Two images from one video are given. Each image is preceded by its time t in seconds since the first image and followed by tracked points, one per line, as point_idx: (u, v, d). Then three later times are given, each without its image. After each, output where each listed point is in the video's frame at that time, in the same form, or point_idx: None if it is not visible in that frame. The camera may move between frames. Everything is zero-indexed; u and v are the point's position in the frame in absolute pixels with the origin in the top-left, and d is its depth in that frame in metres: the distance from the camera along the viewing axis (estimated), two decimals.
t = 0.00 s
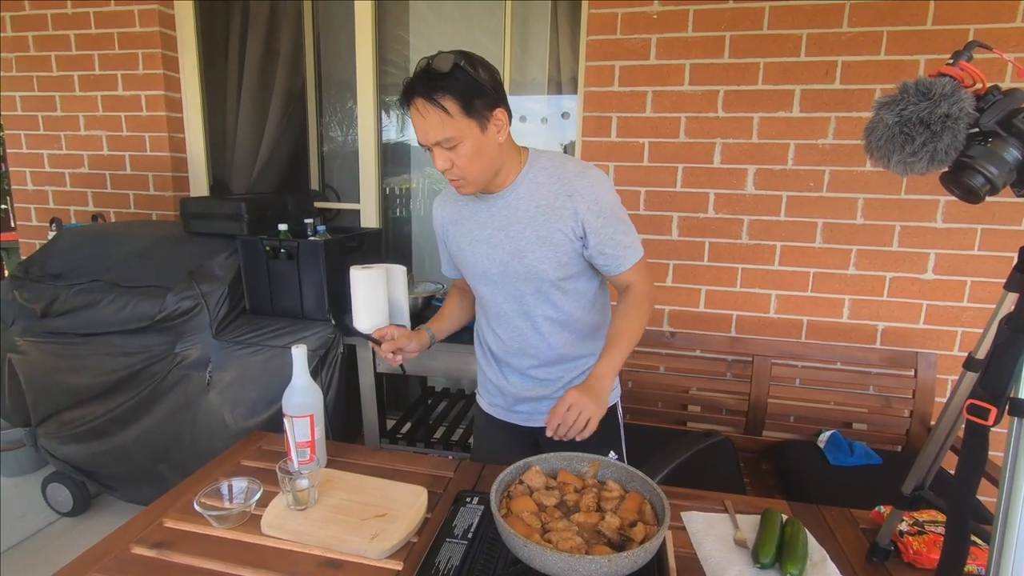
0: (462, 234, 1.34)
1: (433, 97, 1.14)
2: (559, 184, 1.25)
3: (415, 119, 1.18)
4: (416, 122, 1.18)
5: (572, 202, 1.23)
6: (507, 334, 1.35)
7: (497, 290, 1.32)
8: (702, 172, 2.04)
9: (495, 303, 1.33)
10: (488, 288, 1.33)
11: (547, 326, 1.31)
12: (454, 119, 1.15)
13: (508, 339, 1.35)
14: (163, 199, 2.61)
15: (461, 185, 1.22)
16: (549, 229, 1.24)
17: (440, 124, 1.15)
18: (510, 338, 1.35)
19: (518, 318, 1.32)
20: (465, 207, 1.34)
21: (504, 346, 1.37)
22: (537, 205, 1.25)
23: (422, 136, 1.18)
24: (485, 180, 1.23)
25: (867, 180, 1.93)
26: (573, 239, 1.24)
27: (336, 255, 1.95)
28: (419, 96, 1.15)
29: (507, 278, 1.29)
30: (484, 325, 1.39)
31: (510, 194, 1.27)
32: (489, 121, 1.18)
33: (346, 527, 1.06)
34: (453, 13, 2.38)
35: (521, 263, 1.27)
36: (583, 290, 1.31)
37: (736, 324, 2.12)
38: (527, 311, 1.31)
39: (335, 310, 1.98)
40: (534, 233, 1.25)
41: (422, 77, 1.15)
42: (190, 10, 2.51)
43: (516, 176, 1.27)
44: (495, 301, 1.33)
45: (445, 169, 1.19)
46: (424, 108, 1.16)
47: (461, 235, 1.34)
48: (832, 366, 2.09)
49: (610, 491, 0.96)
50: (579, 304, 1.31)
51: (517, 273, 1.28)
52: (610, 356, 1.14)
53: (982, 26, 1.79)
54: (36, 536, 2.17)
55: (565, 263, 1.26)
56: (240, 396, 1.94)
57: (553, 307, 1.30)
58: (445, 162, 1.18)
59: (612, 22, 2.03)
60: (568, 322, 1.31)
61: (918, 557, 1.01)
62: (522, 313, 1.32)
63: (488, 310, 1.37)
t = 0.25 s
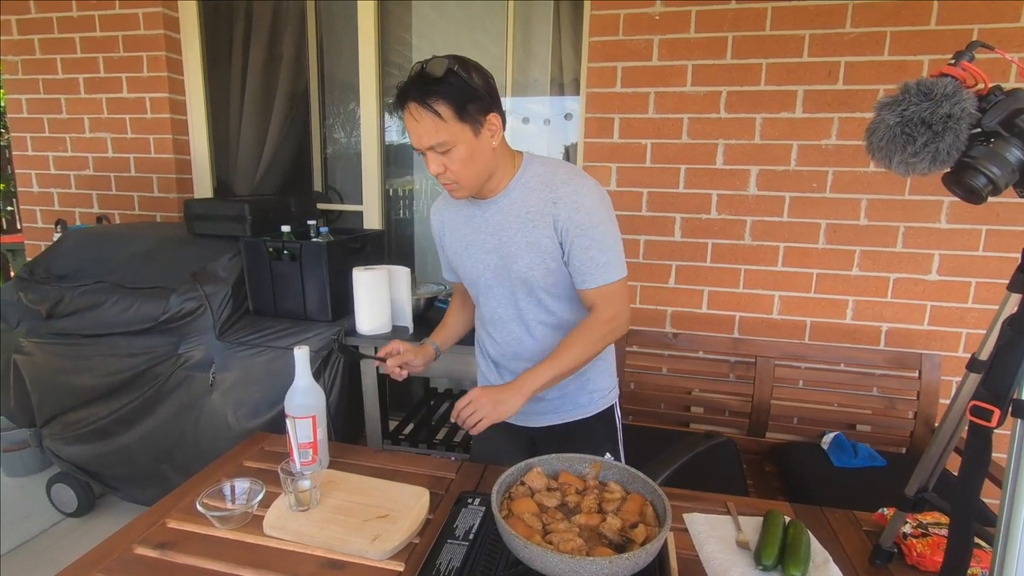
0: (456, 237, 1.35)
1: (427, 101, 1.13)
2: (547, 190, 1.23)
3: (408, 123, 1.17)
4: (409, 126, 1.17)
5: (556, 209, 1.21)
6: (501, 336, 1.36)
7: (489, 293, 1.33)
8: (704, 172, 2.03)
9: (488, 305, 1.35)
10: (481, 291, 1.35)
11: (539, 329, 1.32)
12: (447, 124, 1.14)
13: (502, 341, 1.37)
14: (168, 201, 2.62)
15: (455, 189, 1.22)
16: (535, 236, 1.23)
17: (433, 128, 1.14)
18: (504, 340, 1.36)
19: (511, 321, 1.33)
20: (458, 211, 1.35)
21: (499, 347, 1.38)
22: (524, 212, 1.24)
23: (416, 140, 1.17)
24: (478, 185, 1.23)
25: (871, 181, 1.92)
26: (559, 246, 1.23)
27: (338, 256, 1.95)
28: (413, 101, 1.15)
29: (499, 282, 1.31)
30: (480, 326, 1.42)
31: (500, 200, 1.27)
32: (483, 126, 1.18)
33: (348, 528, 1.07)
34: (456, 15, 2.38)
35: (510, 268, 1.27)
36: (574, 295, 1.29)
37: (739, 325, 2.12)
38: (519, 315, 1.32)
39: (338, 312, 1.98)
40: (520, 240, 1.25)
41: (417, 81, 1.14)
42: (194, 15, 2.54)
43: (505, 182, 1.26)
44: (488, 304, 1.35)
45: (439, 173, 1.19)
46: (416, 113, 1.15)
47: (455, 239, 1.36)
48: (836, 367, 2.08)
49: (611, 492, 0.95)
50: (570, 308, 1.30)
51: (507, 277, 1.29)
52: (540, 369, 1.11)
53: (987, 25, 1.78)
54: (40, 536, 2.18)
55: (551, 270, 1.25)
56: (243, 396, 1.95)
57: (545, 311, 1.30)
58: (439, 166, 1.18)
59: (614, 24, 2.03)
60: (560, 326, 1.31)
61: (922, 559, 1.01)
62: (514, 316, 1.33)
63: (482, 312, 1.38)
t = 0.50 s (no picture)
0: (444, 244, 1.36)
1: (407, 114, 1.12)
2: (524, 197, 1.21)
3: (390, 135, 1.16)
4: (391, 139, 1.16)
5: (531, 216, 1.20)
6: (495, 337, 1.38)
7: (481, 297, 1.35)
8: (708, 172, 2.02)
9: (481, 309, 1.36)
10: (473, 295, 1.36)
11: (530, 331, 1.33)
12: (429, 136, 1.13)
13: (497, 341, 1.39)
14: (171, 200, 2.62)
15: (440, 198, 1.22)
16: (514, 244, 1.23)
17: (414, 141, 1.13)
18: (499, 342, 1.38)
19: (503, 324, 1.35)
20: (445, 218, 1.35)
21: (495, 347, 1.41)
22: (503, 219, 1.23)
23: (398, 152, 1.16)
24: (461, 193, 1.22)
25: (876, 180, 1.91)
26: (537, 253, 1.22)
27: (341, 256, 1.96)
28: (392, 113, 1.13)
29: (488, 287, 1.32)
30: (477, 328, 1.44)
31: (480, 207, 1.26)
32: (464, 135, 1.17)
33: (350, 528, 1.06)
34: (459, 14, 2.38)
35: (496, 273, 1.28)
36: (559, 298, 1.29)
37: (744, 325, 2.11)
38: (509, 317, 1.33)
39: (341, 311, 1.99)
40: (501, 247, 1.24)
41: (396, 93, 1.13)
42: (198, 15, 2.54)
43: (484, 190, 1.25)
44: (481, 308, 1.36)
45: (422, 184, 1.19)
46: (397, 127, 1.14)
47: (445, 245, 1.37)
48: (841, 368, 2.07)
49: (615, 493, 0.95)
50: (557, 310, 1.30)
51: (495, 282, 1.30)
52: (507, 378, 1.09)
53: (994, 23, 1.76)
54: (44, 534, 2.18)
55: (532, 275, 1.24)
56: (246, 396, 1.95)
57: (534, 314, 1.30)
58: (423, 178, 1.17)
59: (618, 22, 2.02)
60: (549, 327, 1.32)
61: (928, 562, 1.00)
62: (506, 319, 1.34)
63: (477, 315, 1.40)
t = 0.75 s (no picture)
0: (433, 257, 1.34)
1: (391, 130, 1.09)
2: (514, 201, 1.21)
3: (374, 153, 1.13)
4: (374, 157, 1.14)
5: (525, 218, 1.19)
6: (498, 343, 1.38)
7: (480, 306, 1.33)
8: (712, 170, 2.02)
9: (482, 317, 1.35)
10: (472, 306, 1.35)
11: (534, 332, 1.33)
12: (414, 151, 1.11)
13: (499, 346, 1.38)
14: (175, 198, 2.63)
15: (428, 212, 1.20)
16: (511, 247, 1.22)
17: (400, 157, 1.11)
18: (504, 347, 1.37)
19: (507, 329, 1.34)
20: (432, 233, 1.33)
21: (498, 353, 1.40)
22: (496, 226, 1.22)
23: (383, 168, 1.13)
24: (450, 205, 1.20)
25: (881, 179, 1.90)
26: (535, 254, 1.21)
27: (343, 253, 1.96)
28: (376, 130, 1.11)
29: (487, 294, 1.31)
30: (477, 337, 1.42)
31: (470, 216, 1.24)
32: (450, 147, 1.15)
33: (352, 526, 1.06)
34: (462, 13, 2.37)
35: (496, 280, 1.27)
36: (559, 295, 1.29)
37: (747, 324, 2.10)
38: (511, 322, 1.33)
39: (344, 309, 1.99)
40: (498, 253, 1.23)
41: (378, 109, 1.10)
42: (202, 13, 2.54)
43: (471, 198, 1.23)
44: (482, 317, 1.35)
45: (410, 199, 1.16)
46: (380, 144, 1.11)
47: (435, 260, 1.35)
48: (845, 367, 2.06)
49: (617, 493, 0.95)
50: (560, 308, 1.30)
51: (496, 289, 1.29)
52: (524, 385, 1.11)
53: (1000, 20, 1.75)
54: (49, 531, 2.19)
55: (534, 276, 1.24)
56: (248, 394, 1.95)
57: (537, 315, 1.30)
58: (410, 193, 1.15)
59: (622, 20, 2.01)
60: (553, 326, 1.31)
61: (932, 563, 0.99)
62: (509, 324, 1.33)
63: (476, 325, 1.39)
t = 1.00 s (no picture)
0: (437, 259, 1.33)
1: (399, 134, 1.09)
2: (523, 201, 1.21)
3: (380, 157, 1.12)
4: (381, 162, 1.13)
5: (537, 218, 1.20)
6: (504, 346, 1.37)
7: (486, 308, 1.33)
8: (715, 168, 2.01)
9: (486, 320, 1.34)
10: (477, 309, 1.34)
11: (540, 332, 1.33)
12: (422, 155, 1.10)
13: (505, 349, 1.37)
14: (177, 196, 2.63)
15: (434, 216, 1.19)
16: (522, 246, 1.22)
17: (408, 161, 1.10)
18: (509, 350, 1.37)
19: (513, 331, 1.34)
20: (436, 236, 1.31)
21: (503, 355, 1.39)
22: (505, 226, 1.22)
23: (389, 173, 1.13)
24: (457, 208, 1.20)
25: (884, 176, 1.89)
26: (546, 253, 1.22)
27: (345, 251, 1.96)
28: (382, 134, 1.10)
29: (494, 295, 1.31)
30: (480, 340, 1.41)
31: (478, 218, 1.24)
32: (456, 150, 1.15)
33: (354, 523, 1.06)
34: (465, 11, 2.37)
35: (505, 281, 1.27)
36: (567, 294, 1.30)
37: (750, 322, 2.09)
38: (518, 323, 1.32)
39: (346, 307, 1.99)
40: (508, 253, 1.23)
41: (384, 113, 1.10)
42: (204, 11, 2.54)
43: (479, 199, 1.23)
44: (487, 320, 1.34)
45: (416, 203, 1.16)
46: (388, 149, 1.10)
47: (439, 263, 1.33)
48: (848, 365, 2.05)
49: (618, 490, 0.94)
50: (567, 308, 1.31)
51: (504, 291, 1.28)
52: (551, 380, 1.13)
53: (1005, 17, 1.74)
54: (52, 528, 2.20)
55: (545, 275, 1.25)
56: (251, 391, 1.95)
57: (545, 315, 1.30)
58: (417, 197, 1.15)
59: (624, 18, 2.01)
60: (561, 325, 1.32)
61: (935, 561, 0.99)
62: (516, 326, 1.33)
63: (480, 328, 1.38)
